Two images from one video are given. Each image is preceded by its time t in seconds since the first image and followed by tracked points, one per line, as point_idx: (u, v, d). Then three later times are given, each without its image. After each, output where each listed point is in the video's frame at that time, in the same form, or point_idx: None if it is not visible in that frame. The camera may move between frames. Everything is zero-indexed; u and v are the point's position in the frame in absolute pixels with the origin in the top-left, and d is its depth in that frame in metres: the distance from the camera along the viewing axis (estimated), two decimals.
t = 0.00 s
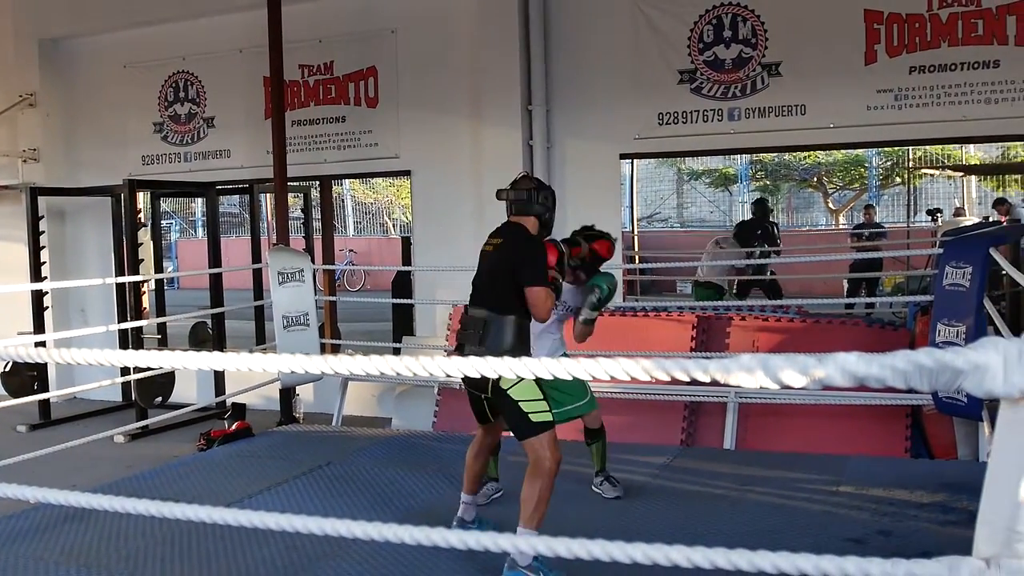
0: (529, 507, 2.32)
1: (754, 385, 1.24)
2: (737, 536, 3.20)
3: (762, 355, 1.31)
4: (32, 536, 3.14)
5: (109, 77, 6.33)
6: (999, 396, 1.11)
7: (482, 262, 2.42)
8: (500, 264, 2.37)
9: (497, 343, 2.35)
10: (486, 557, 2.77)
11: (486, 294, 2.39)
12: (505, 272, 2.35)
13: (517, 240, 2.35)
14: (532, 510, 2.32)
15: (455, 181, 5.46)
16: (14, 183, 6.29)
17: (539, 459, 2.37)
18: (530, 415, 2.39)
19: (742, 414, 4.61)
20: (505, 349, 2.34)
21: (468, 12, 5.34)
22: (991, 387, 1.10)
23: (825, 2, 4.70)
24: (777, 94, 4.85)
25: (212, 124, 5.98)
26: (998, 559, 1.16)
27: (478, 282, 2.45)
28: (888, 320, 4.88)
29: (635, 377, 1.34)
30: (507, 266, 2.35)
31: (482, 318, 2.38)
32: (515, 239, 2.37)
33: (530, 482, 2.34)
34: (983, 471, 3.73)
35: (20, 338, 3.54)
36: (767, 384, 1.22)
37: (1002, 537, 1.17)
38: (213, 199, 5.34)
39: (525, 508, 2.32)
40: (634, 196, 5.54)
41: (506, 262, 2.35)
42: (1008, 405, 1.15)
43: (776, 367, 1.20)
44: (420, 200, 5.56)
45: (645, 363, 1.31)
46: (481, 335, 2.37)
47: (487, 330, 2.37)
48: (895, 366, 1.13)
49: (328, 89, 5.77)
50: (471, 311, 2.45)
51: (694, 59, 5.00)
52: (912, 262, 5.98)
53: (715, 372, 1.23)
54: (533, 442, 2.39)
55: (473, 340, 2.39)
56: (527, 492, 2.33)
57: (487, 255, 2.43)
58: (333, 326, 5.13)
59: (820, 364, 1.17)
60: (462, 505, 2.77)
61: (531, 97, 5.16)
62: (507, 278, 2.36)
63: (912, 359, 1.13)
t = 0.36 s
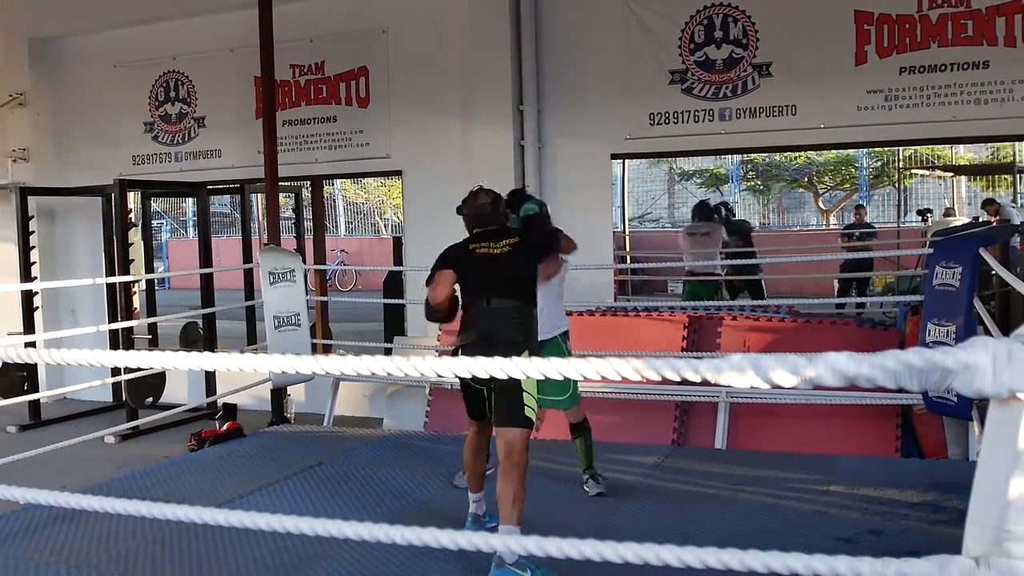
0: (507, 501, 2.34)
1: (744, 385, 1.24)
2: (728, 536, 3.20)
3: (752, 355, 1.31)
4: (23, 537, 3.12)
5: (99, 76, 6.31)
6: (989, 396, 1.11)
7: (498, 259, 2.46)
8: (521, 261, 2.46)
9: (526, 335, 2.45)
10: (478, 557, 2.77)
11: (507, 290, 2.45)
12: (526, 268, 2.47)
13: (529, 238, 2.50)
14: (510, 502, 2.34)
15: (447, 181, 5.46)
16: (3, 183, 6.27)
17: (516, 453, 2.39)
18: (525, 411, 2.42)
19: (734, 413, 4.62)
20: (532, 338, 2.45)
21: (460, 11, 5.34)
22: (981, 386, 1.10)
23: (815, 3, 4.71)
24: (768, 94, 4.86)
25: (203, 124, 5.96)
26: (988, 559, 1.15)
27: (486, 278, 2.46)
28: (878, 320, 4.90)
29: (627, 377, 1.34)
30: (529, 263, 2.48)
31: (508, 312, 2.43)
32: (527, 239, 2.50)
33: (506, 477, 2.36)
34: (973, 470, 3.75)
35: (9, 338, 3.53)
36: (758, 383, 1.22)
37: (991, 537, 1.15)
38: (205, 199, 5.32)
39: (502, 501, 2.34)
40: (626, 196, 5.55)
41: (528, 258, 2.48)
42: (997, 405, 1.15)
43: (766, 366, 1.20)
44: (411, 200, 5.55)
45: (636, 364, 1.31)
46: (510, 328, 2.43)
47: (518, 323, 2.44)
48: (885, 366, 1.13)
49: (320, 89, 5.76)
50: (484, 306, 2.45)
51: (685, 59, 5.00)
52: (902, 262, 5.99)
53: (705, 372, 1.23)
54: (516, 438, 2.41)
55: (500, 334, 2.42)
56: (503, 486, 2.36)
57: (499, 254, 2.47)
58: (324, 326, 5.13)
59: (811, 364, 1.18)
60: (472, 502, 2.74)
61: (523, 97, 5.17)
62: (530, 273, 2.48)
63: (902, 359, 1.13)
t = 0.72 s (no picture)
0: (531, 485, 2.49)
1: (742, 385, 1.24)
2: (726, 536, 3.20)
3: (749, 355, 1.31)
4: (21, 537, 3.12)
5: (97, 76, 6.30)
6: (986, 396, 1.11)
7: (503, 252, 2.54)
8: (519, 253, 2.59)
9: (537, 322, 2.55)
10: (477, 557, 2.77)
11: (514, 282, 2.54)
12: (524, 260, 2.59)
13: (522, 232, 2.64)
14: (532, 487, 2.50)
15: (444, 180, 5.46)
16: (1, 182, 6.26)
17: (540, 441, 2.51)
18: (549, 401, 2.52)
19: (731, 413, 4.62)
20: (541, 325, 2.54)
21: (457, 11, 5.34)
22: (978, 386, 1.10)
23: (813, 3, 4.72)
24: (766, 94, 4.87)
25: (201, 124, 5.96)
26: (986, 558, 1.15)
27: (492, 273, 2.53)
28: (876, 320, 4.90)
29: (625, 377, 1.34)
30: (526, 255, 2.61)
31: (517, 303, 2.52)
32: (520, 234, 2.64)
33: (533, 463, 2.49)
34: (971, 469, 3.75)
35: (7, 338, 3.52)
36: (756, 383, 1.22)
37: (988, 537, 1.15)
38: (202, 199, 5.32)
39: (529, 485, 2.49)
40: (624, 196, 5.55)
41: (524, 252, 2.61)
42: (995, 405, 1.15)
43: (765, 367, 1.20)
44: (409, 199, 5.55)
45: (633, 364, 1.32)
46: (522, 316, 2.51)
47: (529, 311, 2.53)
48: (883, 366, 1.13)
49: (317, 89, 5.75)
50: (494, 299, 2.51)
51: (683, 59, 5.01)
52: (900, 262, 6.00)
53: (702, 372, 1.23)
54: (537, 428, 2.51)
55: (515, 323, 2.50)
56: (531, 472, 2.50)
57: (499, 248, 2.55)
58: (322, 326, 5.12)
59: (808, 364, 1.18)
60: (475, 502, 2.73)
61: (521, 97, 5.18)
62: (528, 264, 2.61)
63: (899, 359, 1.13)
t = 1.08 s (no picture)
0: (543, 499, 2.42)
1: (741, 385, 1.24)
2: (725, 536, 3.21)
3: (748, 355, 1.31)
4: (20, 536, 3.12)
5: (96, 76, 6.30)
6: (984, 395, 1.11)
7: (506, 254, 2.49)
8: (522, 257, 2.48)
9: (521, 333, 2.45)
10: (476, 558, 2.76)
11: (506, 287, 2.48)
12: (530, 265, 2.47)
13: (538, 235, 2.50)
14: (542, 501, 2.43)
15: (443, 180, 5.45)
16: None
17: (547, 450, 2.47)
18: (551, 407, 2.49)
19: (730, 413, 4.63)
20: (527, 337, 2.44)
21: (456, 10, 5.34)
22: (977, 386, 1.10)
23: (812, 3, 4.72)
24: (765, 94, 4.87)
25: (200, 124, 5.96)
26: (985, 558, 1.15)
27: (492, 275, 2.51)
28: (875, 319, 4.91)
29: (624, 377, 1.34)
30: (532, 260, 2.48)
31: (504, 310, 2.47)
32: (539, 235, 2.50)
33: (541, 473, 2.44)
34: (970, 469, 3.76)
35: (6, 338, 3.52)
36: (755, 384, 1.22)
37: (986, 536, 1.15)
38: (202, 199, 5.32)
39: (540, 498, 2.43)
40: (623, 196, 5.55)
41: (535, 256, 2.48)
42: (994, 404, 1.15)
43: (764, 367, 1.20)
44: (408, 199, 5.55)
45: (632, 363, 1.32)
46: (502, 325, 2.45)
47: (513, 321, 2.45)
48: (882, 366, 1.13)
49: (316, 89, 5.75)
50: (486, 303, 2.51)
51: (682, 59, 5.01)
52: (899, 262, 6.00)
53: (701, 372, 1.23)
54: (543, 435, 2.48)
55: (493, 330, 2.46)
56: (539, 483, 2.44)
57: (506, 250, 2.50)
58: (321, 326, 5.12)
59: (807, 363, 1.18)
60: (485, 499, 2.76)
61: (520, 96, 5.18)
62: (530, 270, 2.48)
63: (899, 359, 1.13)
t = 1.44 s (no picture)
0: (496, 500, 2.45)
1: (740, 385, 1.24)
2: (724, 536, 3.21)
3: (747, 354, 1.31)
4: (21, 536, 3.12)
5: (94, 75, 6.29)
6: (983, 395, 1.11)
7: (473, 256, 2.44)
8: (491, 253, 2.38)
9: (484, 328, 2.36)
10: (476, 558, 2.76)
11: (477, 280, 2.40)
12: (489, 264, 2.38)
13: (512, 236, 2.40)
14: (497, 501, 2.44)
15: (442, 180, 5.45)
16: None
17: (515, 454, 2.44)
18: (506, 410, 2.44)
19: (729, 413, 4.63)
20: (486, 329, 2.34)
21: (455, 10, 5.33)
22: (976, 386, 1.10)
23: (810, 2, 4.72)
24: (763, 94, 4.87)
25: (198, 123, 5.95)
26: (983, 557, 1.15)
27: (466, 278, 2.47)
28: (874, 319, 4.91)
29: (623, 376, 1.34)
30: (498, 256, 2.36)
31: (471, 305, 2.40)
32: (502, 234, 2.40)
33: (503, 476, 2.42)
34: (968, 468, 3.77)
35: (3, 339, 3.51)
36: (753, 383, 1.22)
37: (985, 536, 1.15)
38: (201, 198, 5.31)
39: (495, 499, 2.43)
40: (621, 197, 5.55)
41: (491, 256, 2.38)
42: (993, 404, 1.15)
43: (763, 366, 1.20)
44: (406, 198, 5.54)
45: (631, 363, 1.32)
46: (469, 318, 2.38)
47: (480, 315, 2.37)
48: (879, 365, 1.14)
49: (315, 88, 5.74)
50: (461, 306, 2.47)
51: (681, 59, 5.01)
52: (898, 262, 6.01)
53: (701, 372, 1.23)
54: (511, 437, 2.45)
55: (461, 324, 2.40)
56: (497, 486, 2.43)
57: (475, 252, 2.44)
58: (320, 326, 5.12)
59: (805, 363, 1.18)
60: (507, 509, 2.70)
61: (518, 96, 5.18)
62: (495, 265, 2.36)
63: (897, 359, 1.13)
